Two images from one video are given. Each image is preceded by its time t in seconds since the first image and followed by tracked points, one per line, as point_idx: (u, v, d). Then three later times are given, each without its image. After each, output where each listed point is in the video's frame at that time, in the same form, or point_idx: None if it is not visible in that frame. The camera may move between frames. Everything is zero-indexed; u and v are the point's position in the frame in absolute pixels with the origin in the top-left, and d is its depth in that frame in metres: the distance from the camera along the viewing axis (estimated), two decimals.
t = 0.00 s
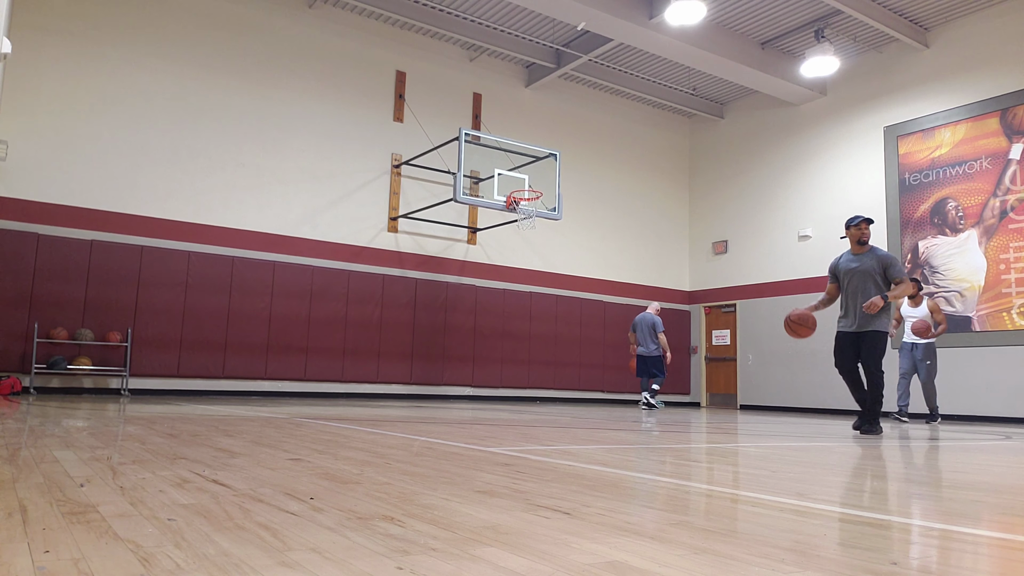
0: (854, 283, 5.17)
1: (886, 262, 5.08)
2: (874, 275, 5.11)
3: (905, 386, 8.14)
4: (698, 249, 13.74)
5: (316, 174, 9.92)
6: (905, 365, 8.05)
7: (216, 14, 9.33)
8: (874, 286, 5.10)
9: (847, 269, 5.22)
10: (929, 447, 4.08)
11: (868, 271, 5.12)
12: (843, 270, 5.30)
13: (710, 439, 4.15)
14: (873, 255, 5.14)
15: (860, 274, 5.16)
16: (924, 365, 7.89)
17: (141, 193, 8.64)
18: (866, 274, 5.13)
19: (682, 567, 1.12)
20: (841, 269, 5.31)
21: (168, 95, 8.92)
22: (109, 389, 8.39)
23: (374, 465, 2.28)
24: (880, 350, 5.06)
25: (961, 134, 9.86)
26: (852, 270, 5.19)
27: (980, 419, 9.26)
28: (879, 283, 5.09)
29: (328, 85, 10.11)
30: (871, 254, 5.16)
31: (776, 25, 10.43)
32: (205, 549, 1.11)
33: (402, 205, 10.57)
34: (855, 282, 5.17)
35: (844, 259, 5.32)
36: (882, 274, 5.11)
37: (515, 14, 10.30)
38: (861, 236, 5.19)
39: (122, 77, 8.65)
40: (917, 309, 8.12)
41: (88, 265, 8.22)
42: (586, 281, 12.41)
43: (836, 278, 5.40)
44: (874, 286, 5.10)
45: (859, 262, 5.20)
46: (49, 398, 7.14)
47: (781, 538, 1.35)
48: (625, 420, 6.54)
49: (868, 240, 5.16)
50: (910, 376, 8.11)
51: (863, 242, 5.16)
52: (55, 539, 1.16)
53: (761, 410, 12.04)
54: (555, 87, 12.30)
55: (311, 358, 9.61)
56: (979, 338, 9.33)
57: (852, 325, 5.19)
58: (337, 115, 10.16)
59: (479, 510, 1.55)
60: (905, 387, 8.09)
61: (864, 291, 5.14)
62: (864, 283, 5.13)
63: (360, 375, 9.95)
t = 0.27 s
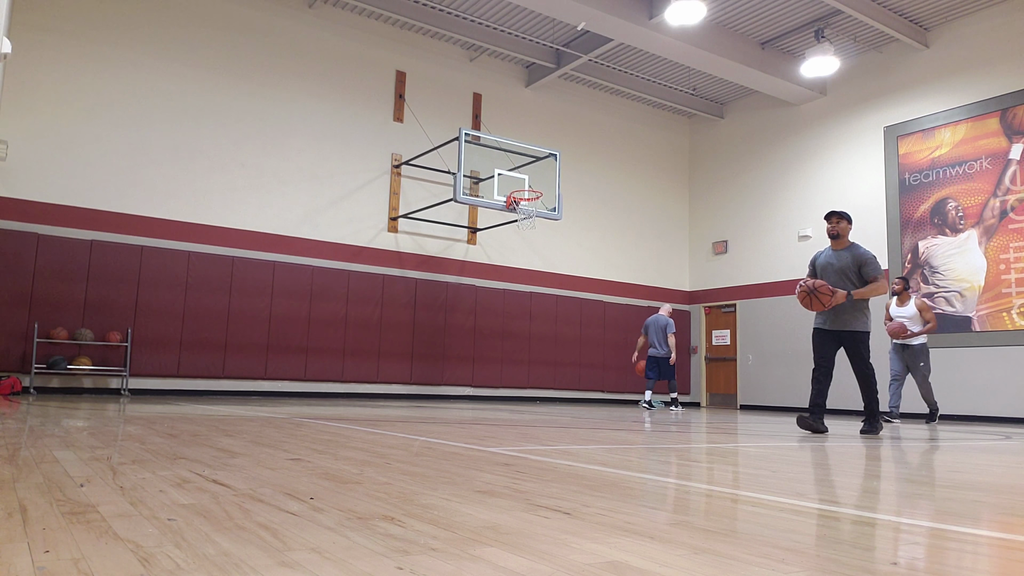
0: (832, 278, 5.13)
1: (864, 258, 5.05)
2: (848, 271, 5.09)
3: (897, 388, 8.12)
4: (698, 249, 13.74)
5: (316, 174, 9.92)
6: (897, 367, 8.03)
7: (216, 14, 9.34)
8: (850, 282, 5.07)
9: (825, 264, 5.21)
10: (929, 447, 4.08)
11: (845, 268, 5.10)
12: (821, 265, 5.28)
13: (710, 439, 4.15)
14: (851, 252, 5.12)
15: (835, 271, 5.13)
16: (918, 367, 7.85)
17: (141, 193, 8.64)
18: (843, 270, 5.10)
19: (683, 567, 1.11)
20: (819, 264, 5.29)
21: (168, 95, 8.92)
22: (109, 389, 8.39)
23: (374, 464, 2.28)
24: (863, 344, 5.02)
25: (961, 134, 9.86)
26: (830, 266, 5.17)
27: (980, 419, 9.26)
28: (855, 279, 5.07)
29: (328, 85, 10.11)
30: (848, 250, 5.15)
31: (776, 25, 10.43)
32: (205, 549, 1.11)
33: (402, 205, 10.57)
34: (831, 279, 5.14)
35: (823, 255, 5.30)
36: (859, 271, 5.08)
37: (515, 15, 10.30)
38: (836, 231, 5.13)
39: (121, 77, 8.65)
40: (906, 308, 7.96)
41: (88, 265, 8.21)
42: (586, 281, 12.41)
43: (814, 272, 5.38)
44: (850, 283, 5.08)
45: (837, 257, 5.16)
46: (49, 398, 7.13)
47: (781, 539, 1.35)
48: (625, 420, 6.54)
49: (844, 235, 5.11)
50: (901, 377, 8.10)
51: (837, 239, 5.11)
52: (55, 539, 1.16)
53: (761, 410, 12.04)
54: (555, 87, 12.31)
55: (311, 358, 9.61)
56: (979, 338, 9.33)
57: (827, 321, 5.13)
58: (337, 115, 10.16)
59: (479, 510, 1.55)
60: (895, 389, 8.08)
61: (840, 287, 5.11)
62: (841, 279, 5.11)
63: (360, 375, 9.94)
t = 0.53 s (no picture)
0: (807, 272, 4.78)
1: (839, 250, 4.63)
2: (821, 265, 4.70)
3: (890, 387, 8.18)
4: (698, 249, 13.75)
5: (316, 174, 9.92)
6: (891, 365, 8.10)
7: (216, 14, 9.33)
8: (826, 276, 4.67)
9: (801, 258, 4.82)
10: (929, 447, 4.08)
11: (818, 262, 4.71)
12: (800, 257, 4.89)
13: (710, 439, 4.15)
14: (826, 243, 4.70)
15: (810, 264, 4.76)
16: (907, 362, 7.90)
17: (141, 193, 8.64)
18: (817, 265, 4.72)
19: (682, 567, 1.11)
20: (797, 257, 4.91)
21: (167, 95, 8.92)
22: (109, 389, 8.38)
23: (374, 465, 2.28)
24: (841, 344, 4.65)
25: (961, 134, 9.86)
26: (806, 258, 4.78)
27: (980, 419, 9.27)
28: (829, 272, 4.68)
29: (327, 85, 10.10)
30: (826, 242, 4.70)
31: (776, 25, 10.43)
32: (205, 549, 1.11)
33: (402, 205, 10.57)
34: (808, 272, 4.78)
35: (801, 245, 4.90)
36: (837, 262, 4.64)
37: (515, 15, 10.30)
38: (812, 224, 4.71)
39: (121, 77, 8.65)
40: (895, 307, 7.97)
41: (88, 265, 8.21)
42: (586, 281, 12.42)
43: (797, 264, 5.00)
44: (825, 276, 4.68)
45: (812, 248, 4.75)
46: (49, 398, 7.13)
47: (781, 538, 1.35)
48: (625, 420, 6.54)
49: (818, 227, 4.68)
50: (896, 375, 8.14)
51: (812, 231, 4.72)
52: (56, 539, 1.16)
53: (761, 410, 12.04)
54: (555, 87, 12.31)
55: (311, 358, 9.62)
56: (979, 338, 9.33)
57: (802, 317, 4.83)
58: (336, 115, 10.16)
59: (480, 510, 1.55)
60: (890, 388, 8.13)
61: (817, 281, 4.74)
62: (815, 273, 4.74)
63: (361, 375, 9.95)
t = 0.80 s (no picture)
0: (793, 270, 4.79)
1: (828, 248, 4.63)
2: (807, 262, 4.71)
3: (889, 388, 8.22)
4: (698, 249, 13.74)
5: (316, 174, 9.92)
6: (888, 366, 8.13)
7: (216, 14, 9.34)
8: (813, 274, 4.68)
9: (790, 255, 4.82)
10: (929, 447, 4.08)
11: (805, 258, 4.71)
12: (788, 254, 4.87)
13: (710, 439, 4.15)
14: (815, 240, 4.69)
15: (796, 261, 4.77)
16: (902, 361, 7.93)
17: (141, 193, 8.64)
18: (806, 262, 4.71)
19: (682, 567, 1.11)
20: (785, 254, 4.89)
21: (167, 95, 8.92)
22: (109, 389, 8.38)
23: (374, 464, 2.28)
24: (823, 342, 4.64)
25: (961, 134, 9.86)
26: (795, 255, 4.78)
27: (980, 419, 9.26)
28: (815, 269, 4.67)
29: (327, 85, 10.11)
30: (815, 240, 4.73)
31: (776, 25, 10.44)
32: (205, 550, 1.11)
33: (402, 205, 10.57)
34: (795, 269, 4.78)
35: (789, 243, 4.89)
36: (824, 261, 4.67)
37: (515, 15, 10.30)
38: (801, 222, 4.68)
39: (121, 77, 8.65)
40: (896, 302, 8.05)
41: (88, 265, 8.21)
42: (586, 281, 12.42)
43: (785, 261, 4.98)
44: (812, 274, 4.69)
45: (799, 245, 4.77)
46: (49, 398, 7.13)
47: (781, 538, 1.35)
48: (625, 420, 6.54)
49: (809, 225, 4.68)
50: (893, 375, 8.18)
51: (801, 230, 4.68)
52: (56, 539, 1.16)
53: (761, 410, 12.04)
54: (555, 87, 12.31)
55: (311, 358, 9.62)
56: (979, 338, 9.32)
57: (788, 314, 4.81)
58: (336, 115, 10.16)
59: (479, 510, 1.55)
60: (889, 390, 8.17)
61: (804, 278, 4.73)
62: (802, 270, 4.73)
63: (360, 375, 9.94)
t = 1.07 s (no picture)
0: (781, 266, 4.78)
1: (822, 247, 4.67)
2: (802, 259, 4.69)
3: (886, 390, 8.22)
4: (698, 249, 13.74)
5: (316, 174, 9.92)
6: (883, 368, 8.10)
7: (216, 14, 9.34)
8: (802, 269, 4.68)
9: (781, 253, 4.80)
10: (929, 447, 4.08)
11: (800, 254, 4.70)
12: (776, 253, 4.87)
13: (710, 439, 4.15)
14: (809, 238, 4.72)
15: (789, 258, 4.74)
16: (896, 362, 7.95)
17: (141, 193, 8.64)
18: (798, 258, 4.71)
19: (683, 567, 1.11)
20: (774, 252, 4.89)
21: (167, 96, 8.92)
22: (109, 389, 8.38)
23: (374, 464, 2.28)
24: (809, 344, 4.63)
25: (961, 133, 9.86)
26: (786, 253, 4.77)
27: (980, 419, 9.26)
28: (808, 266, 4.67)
29: (327, 85, 10.10)
30: (806, 237, 4.74)
31: (776, 25, 10.44)
32: (205, 549, 1.11)
33: (402, 205, 10.57)
34: (785, 267, 4.75)
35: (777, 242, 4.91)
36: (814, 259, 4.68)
37: (515, 15, 10.31)
38: (793, 217, 4.77)
39: (121, 77, 8.65)
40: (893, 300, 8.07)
41: (88, 265, 8.21)
42: (586, 281, 12.42)
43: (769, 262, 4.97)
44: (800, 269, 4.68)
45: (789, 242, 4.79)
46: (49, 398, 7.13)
47: (781, 539, 1.35)
48: (625, 420, 6.53)
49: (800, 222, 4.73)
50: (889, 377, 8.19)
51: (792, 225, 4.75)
52: (55, 539, 1.16)
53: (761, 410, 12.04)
54: (556, 87, 12.31)
55: (311, 358, 9.61)
56: (979, 338, 9.32)
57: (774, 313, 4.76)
58: (336, 115, 10.16)
59: (479, 510, 1.55)
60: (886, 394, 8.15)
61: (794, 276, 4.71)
62: (795, 265, 4.71)
63: (360, 375, 9.94)
